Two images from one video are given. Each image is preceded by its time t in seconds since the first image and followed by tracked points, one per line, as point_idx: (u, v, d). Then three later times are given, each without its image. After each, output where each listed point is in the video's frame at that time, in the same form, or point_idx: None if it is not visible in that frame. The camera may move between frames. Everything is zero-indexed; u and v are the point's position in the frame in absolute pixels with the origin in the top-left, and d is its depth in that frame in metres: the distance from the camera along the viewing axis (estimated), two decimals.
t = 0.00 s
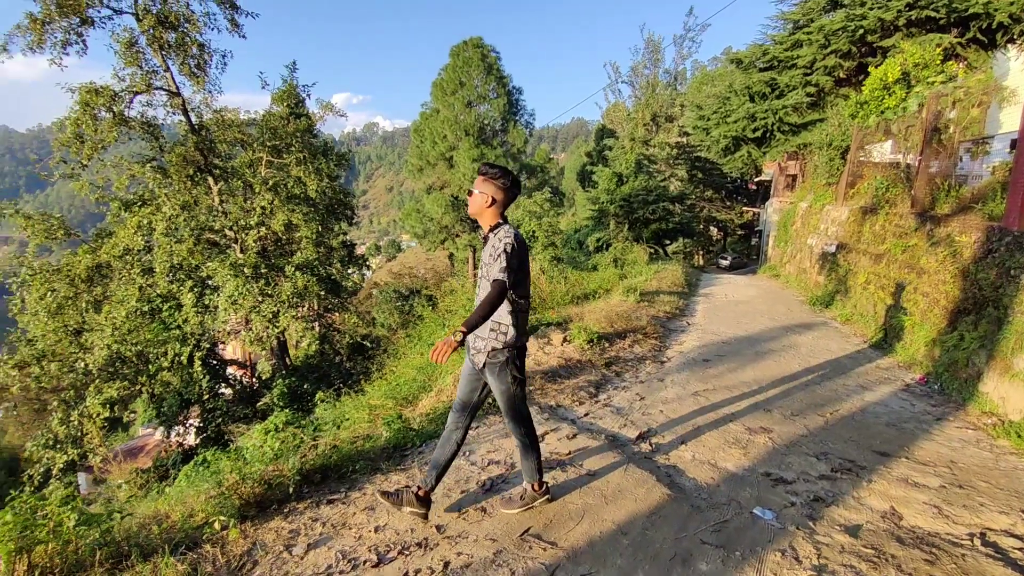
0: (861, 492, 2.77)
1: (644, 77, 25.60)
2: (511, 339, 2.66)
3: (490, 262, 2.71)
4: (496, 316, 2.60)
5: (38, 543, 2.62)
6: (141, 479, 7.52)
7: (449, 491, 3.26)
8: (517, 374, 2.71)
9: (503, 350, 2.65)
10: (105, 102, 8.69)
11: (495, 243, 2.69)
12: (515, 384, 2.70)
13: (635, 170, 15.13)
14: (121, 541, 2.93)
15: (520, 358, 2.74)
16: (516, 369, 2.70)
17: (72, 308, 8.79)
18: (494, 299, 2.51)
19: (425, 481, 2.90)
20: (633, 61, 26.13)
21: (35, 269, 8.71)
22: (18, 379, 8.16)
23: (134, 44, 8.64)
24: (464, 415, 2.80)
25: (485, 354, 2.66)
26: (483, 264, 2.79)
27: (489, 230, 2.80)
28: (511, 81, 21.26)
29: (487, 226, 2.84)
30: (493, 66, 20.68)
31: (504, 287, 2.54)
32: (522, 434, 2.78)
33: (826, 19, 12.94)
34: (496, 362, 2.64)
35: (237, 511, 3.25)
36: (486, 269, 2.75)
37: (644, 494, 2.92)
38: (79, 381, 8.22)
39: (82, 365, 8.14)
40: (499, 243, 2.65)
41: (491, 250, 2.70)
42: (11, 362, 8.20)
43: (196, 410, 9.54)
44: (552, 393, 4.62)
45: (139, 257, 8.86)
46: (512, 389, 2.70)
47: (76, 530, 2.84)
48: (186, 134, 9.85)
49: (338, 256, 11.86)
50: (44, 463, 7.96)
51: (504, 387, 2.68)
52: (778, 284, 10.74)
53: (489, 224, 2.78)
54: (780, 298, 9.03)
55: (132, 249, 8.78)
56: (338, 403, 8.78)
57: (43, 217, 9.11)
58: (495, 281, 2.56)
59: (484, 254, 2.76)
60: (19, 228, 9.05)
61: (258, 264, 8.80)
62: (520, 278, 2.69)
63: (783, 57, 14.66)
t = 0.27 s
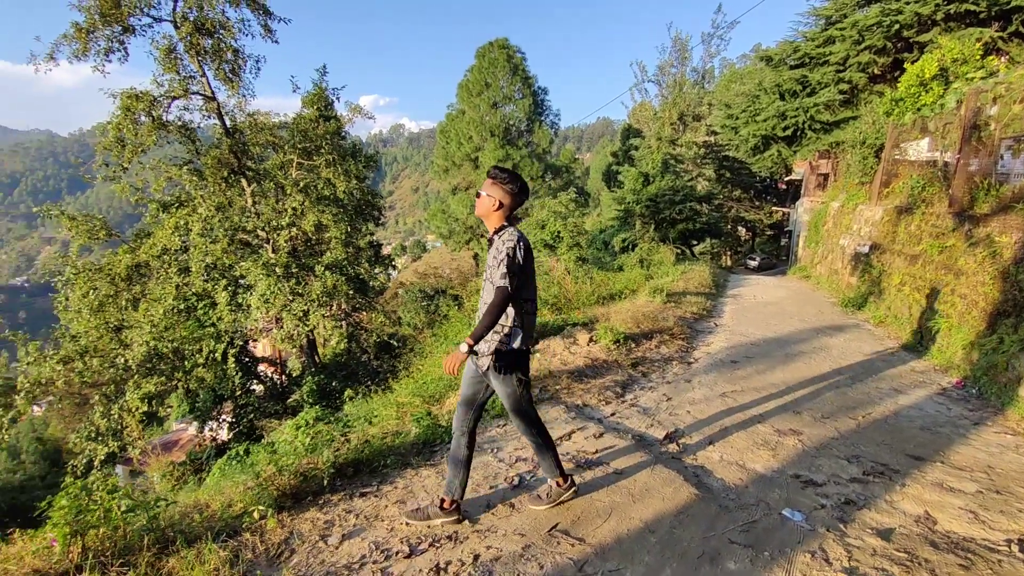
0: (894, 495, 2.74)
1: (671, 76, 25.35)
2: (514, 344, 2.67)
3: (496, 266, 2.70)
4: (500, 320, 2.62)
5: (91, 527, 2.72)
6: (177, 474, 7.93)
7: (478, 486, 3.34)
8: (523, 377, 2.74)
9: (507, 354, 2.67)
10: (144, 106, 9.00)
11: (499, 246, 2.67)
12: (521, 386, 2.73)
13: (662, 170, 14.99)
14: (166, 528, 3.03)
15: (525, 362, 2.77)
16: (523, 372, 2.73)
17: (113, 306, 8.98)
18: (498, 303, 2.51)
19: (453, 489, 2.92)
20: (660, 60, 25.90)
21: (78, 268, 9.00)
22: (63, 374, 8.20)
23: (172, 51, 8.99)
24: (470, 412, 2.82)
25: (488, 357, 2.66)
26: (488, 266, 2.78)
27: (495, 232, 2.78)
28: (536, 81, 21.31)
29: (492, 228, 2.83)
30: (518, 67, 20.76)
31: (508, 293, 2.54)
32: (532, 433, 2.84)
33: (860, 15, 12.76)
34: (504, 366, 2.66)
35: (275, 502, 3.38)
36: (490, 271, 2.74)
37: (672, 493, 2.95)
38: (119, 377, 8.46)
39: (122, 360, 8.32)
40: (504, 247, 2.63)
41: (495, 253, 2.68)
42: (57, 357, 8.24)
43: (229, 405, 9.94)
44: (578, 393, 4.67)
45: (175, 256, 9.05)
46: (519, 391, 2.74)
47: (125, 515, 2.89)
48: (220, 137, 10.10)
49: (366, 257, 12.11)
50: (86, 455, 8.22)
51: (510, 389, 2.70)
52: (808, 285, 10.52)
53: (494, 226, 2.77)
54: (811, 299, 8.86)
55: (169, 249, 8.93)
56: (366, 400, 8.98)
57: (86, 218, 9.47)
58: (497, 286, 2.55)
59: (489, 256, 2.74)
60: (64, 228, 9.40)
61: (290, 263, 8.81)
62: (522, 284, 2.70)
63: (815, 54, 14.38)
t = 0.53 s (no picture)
0: (943, 504, 2.68)
1: (709, 75, 24.94)
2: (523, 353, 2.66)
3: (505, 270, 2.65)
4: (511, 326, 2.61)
5: (153, 512, 2.87)
6: (222, 467, 8.28)
7: (515, 484, 3.43)
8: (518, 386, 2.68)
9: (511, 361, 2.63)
10: (194, 114, 9.47)
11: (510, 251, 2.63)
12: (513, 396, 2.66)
13: (699, 171, 14.75)
14: (218, 516, 3.19)
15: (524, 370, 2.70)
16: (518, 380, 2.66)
17: (164, 305, 9.44)
18: (515, 311, 2.51)
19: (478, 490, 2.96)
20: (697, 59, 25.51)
21: (134, 269, 9.60)
22: (118, 370, 8.81)
23: (221, 61, 9.44)
24: (473, 413, 2.86)
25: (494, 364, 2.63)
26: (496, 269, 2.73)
27: (505, 234, 2.73)
28: (571, 83, 21.31)
29: (502, 229, 2.77)
30: (553, 69, 20.81)
31: (520, 299, 2.52)
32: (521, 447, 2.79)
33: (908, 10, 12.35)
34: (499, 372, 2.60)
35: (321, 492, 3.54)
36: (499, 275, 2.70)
37: (709, 496, 2.96)
38: (169, 373, 8.97)
39: (173, 358, 8.77)
40: (515, 252, 2.58)
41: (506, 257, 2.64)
42: (113, 353, 8.80)
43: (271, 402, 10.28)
44: (614, 395, 4.70)
45: (223, 258, 9.47)
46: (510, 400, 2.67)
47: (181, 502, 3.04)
48: (265, 143, 10.56)
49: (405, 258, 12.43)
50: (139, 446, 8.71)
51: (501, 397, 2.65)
52: (852, 289, 10.18)
53: (505, 229, 2.72)
54: (855, 303, 8.57)
55: (217, 251, 9.36)
56: (404, 399, 9.21)
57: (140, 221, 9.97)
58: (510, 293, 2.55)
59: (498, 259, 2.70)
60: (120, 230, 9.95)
61: (330, 265, 9.03)
62: (537, 289, 2.63)
63: (861, 51, 13.91)
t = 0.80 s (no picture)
0: (1000, 519, 2.59)
1: (751, 75, 24.35)
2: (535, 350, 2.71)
3: (524, 269, 2.71)
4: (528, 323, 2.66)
5: (209, 504, 3.09)
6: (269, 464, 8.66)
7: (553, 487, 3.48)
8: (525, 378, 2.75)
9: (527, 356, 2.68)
10: (243, 124, 9.91)
11: (529, 249, 2.69)
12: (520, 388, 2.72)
13: (740, 173, 14.41)
14: (268, 509, 3.38)
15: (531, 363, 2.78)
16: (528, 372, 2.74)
17: (214, 308, 9.93)
18: (539, 310, 2.56)
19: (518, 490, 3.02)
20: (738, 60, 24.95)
21: (186, 273, 10.14)
22: (171, 369, 9.43)
23: (269, 73, 9.91)
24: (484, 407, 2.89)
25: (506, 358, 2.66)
26: (514, 267, 2.78)
27: (523, 233, 2.79)
28: (609, 87, 21.19)
29: (518, 228, 2.82)
30: (591, 73, 20.75)
31: (549, 300, 2.59)
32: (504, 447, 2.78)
33: (964, 3, 11.53)
34: (510, 367, 2.63)
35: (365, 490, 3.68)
36: (518, 273, 2.75)
37: (751, 503, 2.94)
38: (218, 372, 9.44)
39: (222, 358, 9.22)
40: (536, 252, 2.65)
41: (526, 255, 2.69)
42: (167, 353, 9.48)
43: (313, 402, 10.59)
44: (653, 400, 4.69)
45: (269, 263, 9.83)
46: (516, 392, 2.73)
47: (233, 495, 3.26)
48: (309, 151, 10.92)
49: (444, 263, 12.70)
50: (191, 442, 9.19)
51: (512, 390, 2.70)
52: (904, 294, 9.73)
53: (522, 228, 2.77)
54: (907, 309, 8.21)
55: (264, 256, 9.80)
56: (442, 401, 9.39)
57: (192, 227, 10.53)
58: (537, 292, 2.61)
59: (517, 256, 2.75)
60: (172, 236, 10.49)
61: (370, 269, 9.35)
62: (557, 289, 2.69)
63: (912, 47, 13.19)
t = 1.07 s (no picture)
0: None
1: (798, 76, 23.59)
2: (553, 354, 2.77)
3: (544, 274, 2.80)
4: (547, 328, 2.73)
5: (261, 499, 3.32)
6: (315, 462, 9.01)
7: (592, 492, 3.49)
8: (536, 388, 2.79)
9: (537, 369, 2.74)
10: (292, 133, 10.24)
11: (549, 256, 2.78)
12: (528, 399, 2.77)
13: (787, 176, 13.94)
14: (315, 505, 3.55)
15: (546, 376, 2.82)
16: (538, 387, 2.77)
17: (262, 311, 10.43)
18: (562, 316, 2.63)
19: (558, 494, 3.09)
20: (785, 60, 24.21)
21: (238, 278, 10.75)
22: (222, 369, 9.90)
23: (317, 85, 10.36)
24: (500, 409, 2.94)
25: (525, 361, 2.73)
26: (535, 272, 2.87)
27: (542, 239, 2.89)
28: (650, 90, 20.94)
29: (537, 234, 2.93)
30: (632, 77, 20.57)
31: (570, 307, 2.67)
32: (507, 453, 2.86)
33: None
34: (529, 370, 2.70)
35: (406, 489, 3.80)
36: (538, 279, 2.85)
37: (797, 514, 2.88)
38: (266, 373, 9.86)
39: (271, 360, 9.59)
40: (554, 258, 2.75)
41: (547, 262, 2.79)
42: (219, 354, 9.97)
43: (355, 404, 10.84)
44: (695, 408, 4.64)
45: (315, 268, 10.29)
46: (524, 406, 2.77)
47: (282, 491, 3.46)
48: (354, 159, 11.29)
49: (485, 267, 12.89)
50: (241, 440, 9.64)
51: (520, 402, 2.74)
52: (966, 301, 9.20)
53: (542, 235, 2.87)
54: (970, 317, 7.76)
55: (311, 261, 10.22)
56: (482, 405, 9.51)
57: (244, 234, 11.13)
58: (559, 299, 2.68)
59: (538, 262, 2.85)
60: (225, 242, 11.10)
61: (412, 274, 9.49)
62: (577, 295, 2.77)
63: (973, 44, 12.54)
